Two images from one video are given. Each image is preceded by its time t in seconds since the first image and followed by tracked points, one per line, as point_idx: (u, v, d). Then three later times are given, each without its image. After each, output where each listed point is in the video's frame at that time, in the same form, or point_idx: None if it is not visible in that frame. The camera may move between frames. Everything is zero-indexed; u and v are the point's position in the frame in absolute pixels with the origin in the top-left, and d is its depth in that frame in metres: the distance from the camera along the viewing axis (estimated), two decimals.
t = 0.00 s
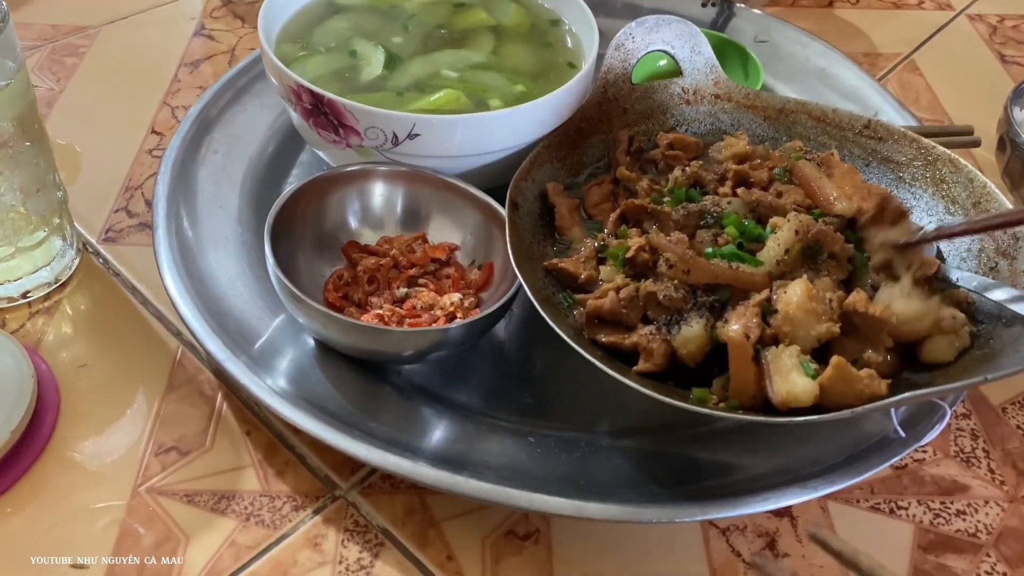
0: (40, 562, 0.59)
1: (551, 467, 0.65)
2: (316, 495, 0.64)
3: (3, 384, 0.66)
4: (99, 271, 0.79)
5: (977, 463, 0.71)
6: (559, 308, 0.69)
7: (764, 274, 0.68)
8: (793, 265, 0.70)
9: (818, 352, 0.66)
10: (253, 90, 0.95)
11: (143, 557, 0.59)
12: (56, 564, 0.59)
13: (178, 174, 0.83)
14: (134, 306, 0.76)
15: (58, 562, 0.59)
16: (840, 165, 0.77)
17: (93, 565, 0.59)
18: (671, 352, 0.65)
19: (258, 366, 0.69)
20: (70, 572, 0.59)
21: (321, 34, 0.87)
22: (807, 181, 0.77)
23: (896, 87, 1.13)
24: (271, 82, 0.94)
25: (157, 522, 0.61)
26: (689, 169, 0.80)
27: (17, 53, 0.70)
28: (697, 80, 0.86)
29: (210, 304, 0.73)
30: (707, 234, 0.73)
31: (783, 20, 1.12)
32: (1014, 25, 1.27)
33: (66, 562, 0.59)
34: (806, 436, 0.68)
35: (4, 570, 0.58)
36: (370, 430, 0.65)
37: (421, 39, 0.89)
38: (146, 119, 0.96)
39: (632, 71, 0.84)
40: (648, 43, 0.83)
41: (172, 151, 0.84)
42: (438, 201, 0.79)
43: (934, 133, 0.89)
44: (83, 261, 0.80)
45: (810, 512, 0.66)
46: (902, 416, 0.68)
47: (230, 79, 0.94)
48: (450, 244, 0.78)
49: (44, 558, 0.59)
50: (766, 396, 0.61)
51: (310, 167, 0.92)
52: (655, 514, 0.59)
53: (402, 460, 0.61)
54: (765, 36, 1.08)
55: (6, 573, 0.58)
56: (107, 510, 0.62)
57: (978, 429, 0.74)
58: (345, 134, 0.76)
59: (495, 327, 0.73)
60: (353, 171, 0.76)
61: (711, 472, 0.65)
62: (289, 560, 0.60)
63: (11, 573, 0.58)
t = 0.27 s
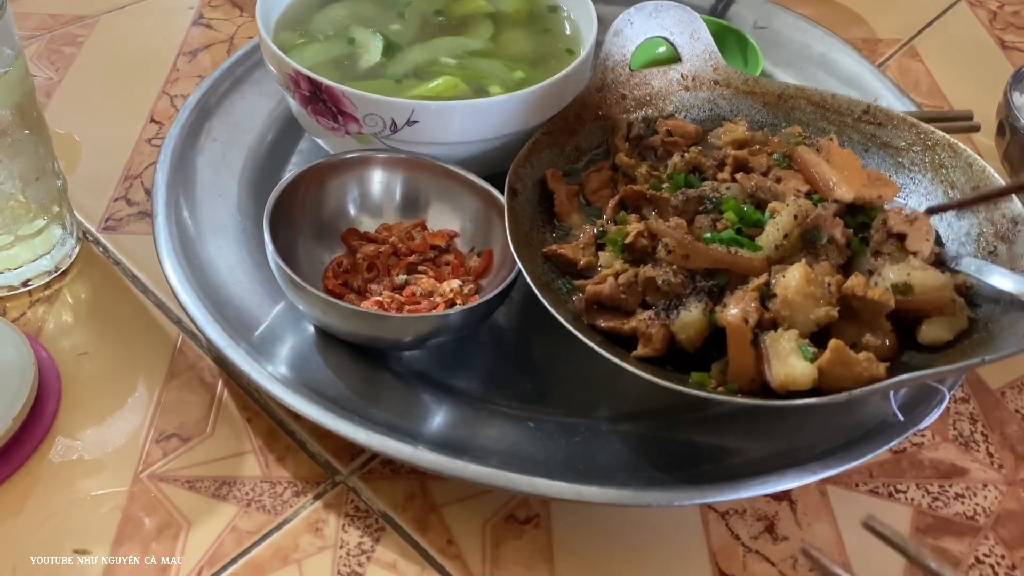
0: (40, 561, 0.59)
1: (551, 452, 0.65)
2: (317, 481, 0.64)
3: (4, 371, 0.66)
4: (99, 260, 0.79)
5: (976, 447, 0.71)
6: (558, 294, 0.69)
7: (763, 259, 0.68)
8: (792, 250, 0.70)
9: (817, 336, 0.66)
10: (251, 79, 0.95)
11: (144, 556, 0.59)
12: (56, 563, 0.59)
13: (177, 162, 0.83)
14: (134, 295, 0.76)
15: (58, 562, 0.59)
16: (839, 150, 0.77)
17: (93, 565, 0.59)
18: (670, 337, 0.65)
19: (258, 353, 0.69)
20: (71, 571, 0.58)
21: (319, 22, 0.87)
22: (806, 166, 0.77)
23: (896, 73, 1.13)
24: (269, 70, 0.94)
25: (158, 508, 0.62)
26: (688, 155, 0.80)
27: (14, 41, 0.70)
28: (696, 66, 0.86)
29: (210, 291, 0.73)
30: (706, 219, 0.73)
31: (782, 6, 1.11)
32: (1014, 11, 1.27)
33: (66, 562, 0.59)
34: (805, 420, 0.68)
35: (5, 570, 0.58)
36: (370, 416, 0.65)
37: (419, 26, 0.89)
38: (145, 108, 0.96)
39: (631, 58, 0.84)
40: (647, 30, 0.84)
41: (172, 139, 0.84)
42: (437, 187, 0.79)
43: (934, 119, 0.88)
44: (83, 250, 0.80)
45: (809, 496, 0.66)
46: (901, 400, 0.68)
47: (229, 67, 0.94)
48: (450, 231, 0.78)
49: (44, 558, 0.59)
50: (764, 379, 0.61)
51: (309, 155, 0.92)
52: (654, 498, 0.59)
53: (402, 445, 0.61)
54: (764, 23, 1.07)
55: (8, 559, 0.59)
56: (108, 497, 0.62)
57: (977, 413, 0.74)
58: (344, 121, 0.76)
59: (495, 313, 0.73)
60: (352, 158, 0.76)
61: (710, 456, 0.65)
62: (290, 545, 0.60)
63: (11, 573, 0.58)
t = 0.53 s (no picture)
0: (40, 561, 0.57)
1: (549, 429, 0.64)
2: (312, 459, 0.63)
3: None
4: (90, 239, 0.78)
5: (982, 425, 0.70)
6: (557, 270, 0.68)
7: (765, 234, 0.67)
8: (795, 224, 0.69)
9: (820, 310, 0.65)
10: (245, 56, 0.93)
11: (144, 556, 0.57)
12: (56, 564, 0.57)
13: (169, 140, 0.82)
14: (126, 273, 0.75)
15: (58, 562, 0.57)
16: (842, 125, 0.75)
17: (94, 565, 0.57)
18: (670, 313, 0.64)
19: (252, 331, 0.68)
20: (70, 572, 0.56)
21: None
22: (808, 141, 0.76)
23: (899, 51, 1.11)
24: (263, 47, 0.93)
25: (151, 488, 0.61)
26: (689, 130, 0.78)
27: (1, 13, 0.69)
28: (697, 41, 0.84)
29: (203, 269, 0.72)
30: (707, 194, 0.72)
31: None
32: None
33: (67, 562, 0.57)
34: (808, 397, 0.67)
35: (4, 572, 0.56)
36: (366, 394, 0.64)
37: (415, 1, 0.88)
38: (138, 87, 0.95)
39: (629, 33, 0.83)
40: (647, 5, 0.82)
41: (164, 117, 0.83)
42: (433, 164, 0.78)
43: (939, 94, 0.87)
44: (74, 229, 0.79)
45: (812, 474, 0.65)
46: (906, 376, 0.67)
47: (222, 44, 0.92)
48: (446, 209, 0.77)
49: (44, 558, 0.57)
50: (767, 354, 0.60)
51: (304, 133, 0.90)
52: (655, 474, 0.58)
53: (397, 422, 0.60)
54: None
55: None
56: (99, 476, 0.61)
57: (983, 391, 0.73)
58: (338, 96, 0.74)
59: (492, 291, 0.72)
60: (346, 134, 0.75)
61: (712, 433, 0.64)
62: (284, 525, 0.59)
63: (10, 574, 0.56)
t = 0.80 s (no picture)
0: (40, 562, 0.55)
1: (546, 419, 0.63)
2: (303, 451, 0.62)
3: None
4: (78, 227, 0.76)
5: (987, 415, 0.69)
6: (553, 258, 0.67)
7: (766, 220, 0.66)
8: (797, 209, 0.67)
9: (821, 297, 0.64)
10: (236, 41, 0.92)
11: (144, 556, 0.55)
12: (56, 563, 0.55)
13: (158, 126, 0.80)
14: (114, 262, 0.74)
15: (58, 562, 0.55)
16: (845, 109, 0.74)
17: (94, 565, 0.55)
18: (669, 301, 0.63)
19: (243, 320, 0.67)
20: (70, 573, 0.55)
21: None
22: (810, 125, 0.74)
23: (902, 35, 1.09)
24: (254, 32, 0.91)
25: (139, 480, 0.59)
26: (689, 114, 0.77)
27: None
28: (696, 25, 0.83)
29: (192, 257, 0.70)
30: (707, 179, 0.71)
31: None
32: None
33: (66, 561, 0.55)
34: (809, 386, 0.66)
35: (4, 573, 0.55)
36: (358, 384, 0.63)
37: None
38: (127, 73, 0.93)
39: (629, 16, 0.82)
40: None
41: (153, 103, 0.81)
42: (427, 149, 0.76)
43: (942, 78, 0.85)
44: (62, 217, 0.77)
45: (814, 465, 0.64)
46: (909, 365, 0.65)
47: (213, 28, 0.90)
48: (441, 196, 0.76)
49: (44, 558, 0.55)
50: (768, 342, 0.58)
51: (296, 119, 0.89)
52: (653, 465, 0.57)
53: (390, 412, 0.59)
54: None
55: None
56: (86, 469, 0.60)
57: (987, 380, 0.71)
58: (330, 80, 0.72)
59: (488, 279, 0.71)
60: (338, 119, 0.73)
61: (712, 424, 0.62)
62: (275, 518, 0.58)
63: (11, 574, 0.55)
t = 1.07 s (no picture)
0: (39, 562, 0.54)
1: (548, 416, 0.61)
2: (301, 448, 0.61)
3: None
4: (72, 219, 0.75)
5: (996, 411, 0.68)
6: (555, 251, 0.65)
7: (773, 213, 0.65)
8: (804, 202, 0.66)
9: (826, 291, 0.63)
10: (233, 30, 0.90)
11: (145, 556, 0.54)
12: (56, 563, 0.54)
13: (154, 117, 0.79)
14: (109, 255, 0.73)
15: (58, 562, 0.54)
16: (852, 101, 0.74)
17: (93, 565, 0.54)
18: (673, 295, 0.62)
19: (240, 315, 0.66)
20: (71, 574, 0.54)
21: None
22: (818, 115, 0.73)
23: (908, 25, 1.07)
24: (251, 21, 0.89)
25: (134, 478, 0.58)
26: (694, 106, 0.76)
27: None
28: (699, 13, 0.81)
29: (188, 250, 0.69)
30: (713, 171, 0.70)
31: None
32: None
33: (66, 562, 0.54)
34: (816, 382, 0.64)
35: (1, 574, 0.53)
36: (357, 379, 0.62)
37: None
38: (123, 62, 0.92)
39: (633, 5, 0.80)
40: None
41: (148, 93, 0.80)
42: (427, 140, 0.75)
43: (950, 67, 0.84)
44: (56, 209, 0.76)
45: (821, 462, 0.63)
46: (918, 360, 0.64)
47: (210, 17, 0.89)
48: (441, 188, 0.74)
49: (45, 558, 0.54)
50: (776, 337, 0.57)
51: (294, 110, 0.87)
52: (658, 463, 0.56)
53: (390, 409, 0.58)
54: None
55: None
56: (80, 466, 0.59)
57: (996, 375, 0.70)
58: (328, 69, 0.71)
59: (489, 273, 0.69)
60: (336, 109, 0.72)
61: (718, 420, 0.61)
62: (273, 516, 0.57)
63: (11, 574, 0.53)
